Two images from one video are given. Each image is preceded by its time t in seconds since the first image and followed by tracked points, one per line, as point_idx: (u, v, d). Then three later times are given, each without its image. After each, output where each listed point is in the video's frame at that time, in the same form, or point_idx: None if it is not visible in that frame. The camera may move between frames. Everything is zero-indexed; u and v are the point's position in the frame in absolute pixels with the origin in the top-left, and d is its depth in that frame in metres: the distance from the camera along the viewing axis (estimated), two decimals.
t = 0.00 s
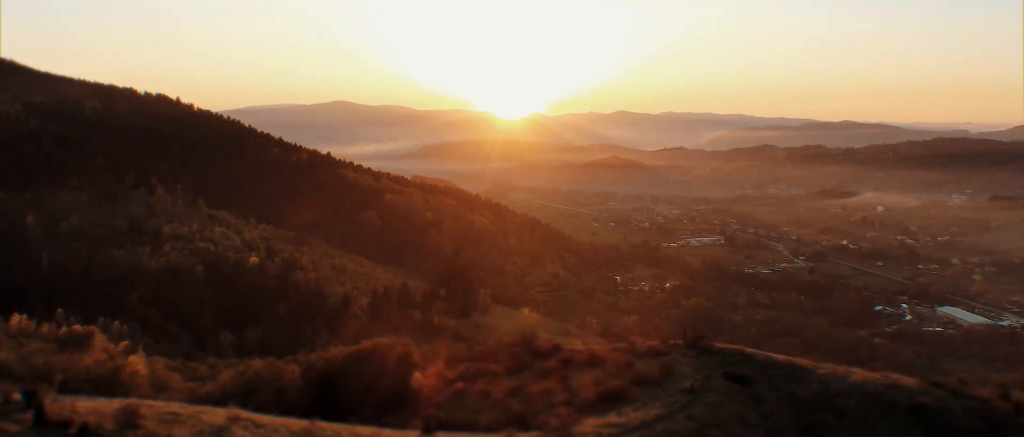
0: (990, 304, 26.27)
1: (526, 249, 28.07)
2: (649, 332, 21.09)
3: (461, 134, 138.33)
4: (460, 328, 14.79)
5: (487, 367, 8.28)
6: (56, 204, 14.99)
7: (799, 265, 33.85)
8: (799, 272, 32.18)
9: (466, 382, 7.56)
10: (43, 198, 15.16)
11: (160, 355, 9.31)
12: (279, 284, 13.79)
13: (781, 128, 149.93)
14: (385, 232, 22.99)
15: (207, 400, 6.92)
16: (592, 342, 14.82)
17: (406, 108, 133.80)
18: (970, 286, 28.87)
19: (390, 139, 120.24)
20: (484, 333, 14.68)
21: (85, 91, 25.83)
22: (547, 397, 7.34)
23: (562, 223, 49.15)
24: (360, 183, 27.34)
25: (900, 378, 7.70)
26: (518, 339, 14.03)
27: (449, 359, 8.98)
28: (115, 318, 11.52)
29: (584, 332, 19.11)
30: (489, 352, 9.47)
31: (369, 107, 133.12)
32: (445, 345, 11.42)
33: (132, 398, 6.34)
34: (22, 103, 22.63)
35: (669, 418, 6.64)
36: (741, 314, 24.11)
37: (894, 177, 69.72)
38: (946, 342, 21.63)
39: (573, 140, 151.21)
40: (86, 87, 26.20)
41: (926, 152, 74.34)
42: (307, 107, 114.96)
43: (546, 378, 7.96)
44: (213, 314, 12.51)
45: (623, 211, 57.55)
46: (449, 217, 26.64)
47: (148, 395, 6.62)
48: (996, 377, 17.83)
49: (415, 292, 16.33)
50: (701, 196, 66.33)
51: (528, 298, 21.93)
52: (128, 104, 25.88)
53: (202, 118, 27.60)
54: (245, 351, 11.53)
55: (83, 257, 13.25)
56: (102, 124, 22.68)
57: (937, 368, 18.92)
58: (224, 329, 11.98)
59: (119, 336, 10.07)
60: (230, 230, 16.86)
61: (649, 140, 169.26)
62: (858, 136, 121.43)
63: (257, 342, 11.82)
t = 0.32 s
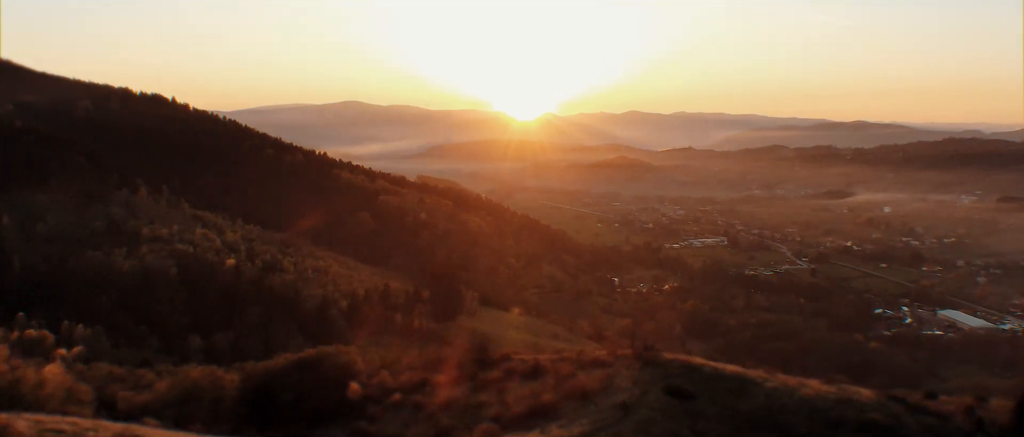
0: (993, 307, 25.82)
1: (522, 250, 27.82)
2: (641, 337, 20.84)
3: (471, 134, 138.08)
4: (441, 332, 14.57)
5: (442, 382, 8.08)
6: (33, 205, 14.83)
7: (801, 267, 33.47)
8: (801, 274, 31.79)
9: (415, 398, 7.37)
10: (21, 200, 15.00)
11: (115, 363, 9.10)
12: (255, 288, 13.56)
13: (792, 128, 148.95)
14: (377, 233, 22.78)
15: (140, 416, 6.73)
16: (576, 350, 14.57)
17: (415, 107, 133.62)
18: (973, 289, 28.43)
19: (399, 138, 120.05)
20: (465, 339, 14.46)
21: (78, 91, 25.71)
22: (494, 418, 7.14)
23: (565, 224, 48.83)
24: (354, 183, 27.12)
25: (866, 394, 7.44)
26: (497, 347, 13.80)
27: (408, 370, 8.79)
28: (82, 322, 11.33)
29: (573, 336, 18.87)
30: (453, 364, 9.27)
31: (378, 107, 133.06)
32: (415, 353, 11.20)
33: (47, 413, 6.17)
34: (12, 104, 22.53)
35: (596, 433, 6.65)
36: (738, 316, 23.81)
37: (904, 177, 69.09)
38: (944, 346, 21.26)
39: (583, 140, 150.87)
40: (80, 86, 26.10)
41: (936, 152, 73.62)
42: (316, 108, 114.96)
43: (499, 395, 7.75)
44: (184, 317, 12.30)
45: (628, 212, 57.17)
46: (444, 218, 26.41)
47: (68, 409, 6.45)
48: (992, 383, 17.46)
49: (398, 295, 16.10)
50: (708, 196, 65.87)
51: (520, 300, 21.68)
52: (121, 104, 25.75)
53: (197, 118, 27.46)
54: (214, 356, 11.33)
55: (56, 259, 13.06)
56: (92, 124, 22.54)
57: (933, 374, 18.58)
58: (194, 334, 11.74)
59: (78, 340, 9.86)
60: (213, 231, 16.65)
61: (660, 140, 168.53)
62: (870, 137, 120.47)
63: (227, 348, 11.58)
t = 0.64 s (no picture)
0: (996, 309, 25.48)
1: (518, 252, 27.51)
2: (635, 342, 20.61)
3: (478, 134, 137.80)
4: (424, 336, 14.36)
5: (391, 391, 7.94)
6: (11, 208, 14.67)
7: (803, 268, 33.15)
8: (802, 275, 31.49)
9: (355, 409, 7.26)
10: None
11: (71, 370, 8.86)
12: (232, 293, 13.32)
13: (802, 128, 148.16)
14: (370, 235, 22.55)
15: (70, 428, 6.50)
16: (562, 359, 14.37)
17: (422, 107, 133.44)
18: (975, 291, 28.09)
19: (405, 137, 119.91)
20: (448, 345, 14.25)
21: (71, 92, 25.60)
22: (446, 432, 6.95)
23: (568, 225, 48.57)
24: (349, 183, 26.93)
25: (833, 415, 7.23)
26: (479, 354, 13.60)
27: (369, 379, 8.57)
28: (50, 326, 11.13)
29: (564, 339, 18.64)
30: (416, 373, 9.03)
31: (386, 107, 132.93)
32: (388, 357, 11.02)
33: None
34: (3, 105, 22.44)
35: None
36: (735, 319, 23.53)
37: (912, 177, 68.55)
38: (944, 349, 20.95)
39: (591, 139, 150.54)
40: (73, 86, 25.98)
41: (945, 153, 73.07)
42: (323, 108, 114.93)
43: (455, 406, 7.53)
44: (157, 320, 12.10)
45: (632, 212, 56.82)
46: (438, 218, 26.16)
47: None
48: (988, 389, 17.17)
49: (381, 297, 15.90)
50: (713, 197, 65.46)
51: (512, 302, 21.45)
52: (114, 104, 25.63)
53: (192, 118, 27.32)
54: (184, 360, 11.13)
55: (29, 260, 12.87)
56: (82, 126, 22.42)
57: (929, 379, 18.29)
58: (166, 338, 11.51)
59: (39, 345, 9.66)
60: (194, 232, 16.46)
61: (669, 140, 167.89)
62: (879, 137, 119.65)
63: (199, 352, 11.35)
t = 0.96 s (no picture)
0: (998, 313, 25.09)
1: (514, 252, 27.27)
2: (626, 345, 20.37)
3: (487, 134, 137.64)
4: (403, 339, 14.19)
5: (331, 407, 7.80)
6: None
7: (804, 270, 32.79)
8: (803, 277, 31.14)
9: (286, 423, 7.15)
10: None
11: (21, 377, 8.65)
12: (206, 295, 13.15)
13: (813, 128, 147.28)
14: (360, 236, 22.37)
15: None
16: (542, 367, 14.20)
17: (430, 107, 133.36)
18: (978, 293, 27.70)
19: (413, 137, 119.77)
20: (428, 349, 14.08)
21: (64, 89, 25.55)
22: None
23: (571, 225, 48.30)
24: (343, 183, 26.73)
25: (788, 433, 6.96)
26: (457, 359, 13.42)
27: (317, 388, 8.41)
28: (14, 329, 10.93)
29: (552, 342, 18.44)
30: (375, 382, 8.86)
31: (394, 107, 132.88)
32: (357, 364, 10.85)
33: None
34: None
35: None
36: (730, 321, 23.26)
37: (920, 177, 67.95)
38: (941, 352, 20.63)
39: (601, 138, 150.09)
40: (67, 84, 25.91)
41: (954, 153, 72.38)
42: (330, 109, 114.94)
43: (391, 420, 7.38)
44: (127, 323, 11.89)
45: (637, 212, 56.52)
46: (433, 218, 25.94)
47: None
48: (983, 396, 16.87)
49: (363, 298, 15.68)
50: (719, 197, 65.06)
51: (503, 304, 21.20)
52: (108, 103, 25.54)
53: (187, 117, 27.18)
54: (149, 365, 10.92)
55: None
56: (71, 127, 22.28)
57: (924, 384, 18.01)
58: (132, 341, 11.33)
59: None
60: (176, 232, 16.26)
61: (678, 140, 167.19)
62: (891, 137, 118.84)
63: (166, 355, 11.17)
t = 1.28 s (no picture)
0: (998, 315, 24.71)
1: (508, 252, 27.01)
2: (617, 349, 20.09)
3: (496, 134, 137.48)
4: (381, 345, 14.00)
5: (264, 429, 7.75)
6: None
7: (805, 271, 32.44)
8: (803, 278, 30.82)
9: None
10: None
11: None
12: (178, 297, 13.00)
13: (823, 128, 146.43)
14: (350, 237, 22.19)
15: None
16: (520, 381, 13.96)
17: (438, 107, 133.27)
18: (980, 295, 27.31)
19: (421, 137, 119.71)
20: (406, 356, 13.88)
21: (56, 88, 25.56)
22: None
23: (573, 225, 48.11)
24: (337, 183, 26.57)
25: None
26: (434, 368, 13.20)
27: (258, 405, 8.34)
28: None
29: (540, 345, 18.17)
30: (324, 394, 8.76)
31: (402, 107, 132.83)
32: (322, 374, 10.65)
33: None
34: None
35: None
36: (725, 324, 22.93)
37: (929, 177, 67.34)
38: (937, 356, 20.27)
39: (609, 137, 149.57)
40: (61, 85, 25.86)
41: (963, 153, 71.65)
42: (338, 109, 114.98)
43: None
44: (94, 325, 11.74)
45: (641, 213, 56.25)
46: (426, 219, 25.70)
47: None
48: (974, 402, 16.57)
49: (343, 300, 15.49)
50: (725, 198, 64.73)
51: (492, 306, 21.00)
52: (101, 104, 25.48)
53: (180, 117, 27.09)
54: (112, 367, 10.77)
55: None
56: (60, 129, 22.21)
57: (917, 389, 17.67)
58: (98, 344, 11.18)
59: None
60: (156, 232, 16.11)
61: (688, 139, 166.58)
62: (901, 137, 117.99)
63: (131, 359, 11.01)
